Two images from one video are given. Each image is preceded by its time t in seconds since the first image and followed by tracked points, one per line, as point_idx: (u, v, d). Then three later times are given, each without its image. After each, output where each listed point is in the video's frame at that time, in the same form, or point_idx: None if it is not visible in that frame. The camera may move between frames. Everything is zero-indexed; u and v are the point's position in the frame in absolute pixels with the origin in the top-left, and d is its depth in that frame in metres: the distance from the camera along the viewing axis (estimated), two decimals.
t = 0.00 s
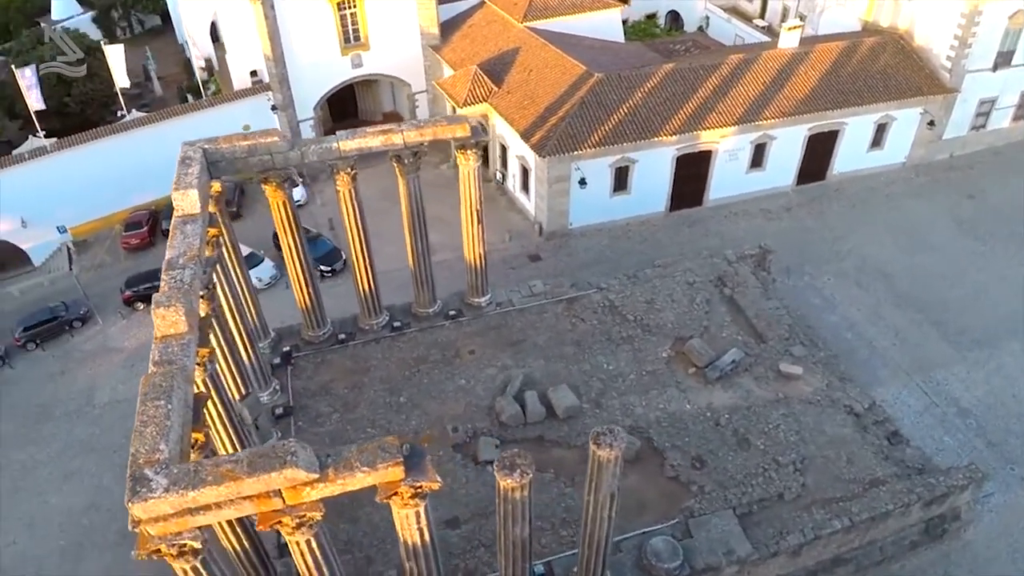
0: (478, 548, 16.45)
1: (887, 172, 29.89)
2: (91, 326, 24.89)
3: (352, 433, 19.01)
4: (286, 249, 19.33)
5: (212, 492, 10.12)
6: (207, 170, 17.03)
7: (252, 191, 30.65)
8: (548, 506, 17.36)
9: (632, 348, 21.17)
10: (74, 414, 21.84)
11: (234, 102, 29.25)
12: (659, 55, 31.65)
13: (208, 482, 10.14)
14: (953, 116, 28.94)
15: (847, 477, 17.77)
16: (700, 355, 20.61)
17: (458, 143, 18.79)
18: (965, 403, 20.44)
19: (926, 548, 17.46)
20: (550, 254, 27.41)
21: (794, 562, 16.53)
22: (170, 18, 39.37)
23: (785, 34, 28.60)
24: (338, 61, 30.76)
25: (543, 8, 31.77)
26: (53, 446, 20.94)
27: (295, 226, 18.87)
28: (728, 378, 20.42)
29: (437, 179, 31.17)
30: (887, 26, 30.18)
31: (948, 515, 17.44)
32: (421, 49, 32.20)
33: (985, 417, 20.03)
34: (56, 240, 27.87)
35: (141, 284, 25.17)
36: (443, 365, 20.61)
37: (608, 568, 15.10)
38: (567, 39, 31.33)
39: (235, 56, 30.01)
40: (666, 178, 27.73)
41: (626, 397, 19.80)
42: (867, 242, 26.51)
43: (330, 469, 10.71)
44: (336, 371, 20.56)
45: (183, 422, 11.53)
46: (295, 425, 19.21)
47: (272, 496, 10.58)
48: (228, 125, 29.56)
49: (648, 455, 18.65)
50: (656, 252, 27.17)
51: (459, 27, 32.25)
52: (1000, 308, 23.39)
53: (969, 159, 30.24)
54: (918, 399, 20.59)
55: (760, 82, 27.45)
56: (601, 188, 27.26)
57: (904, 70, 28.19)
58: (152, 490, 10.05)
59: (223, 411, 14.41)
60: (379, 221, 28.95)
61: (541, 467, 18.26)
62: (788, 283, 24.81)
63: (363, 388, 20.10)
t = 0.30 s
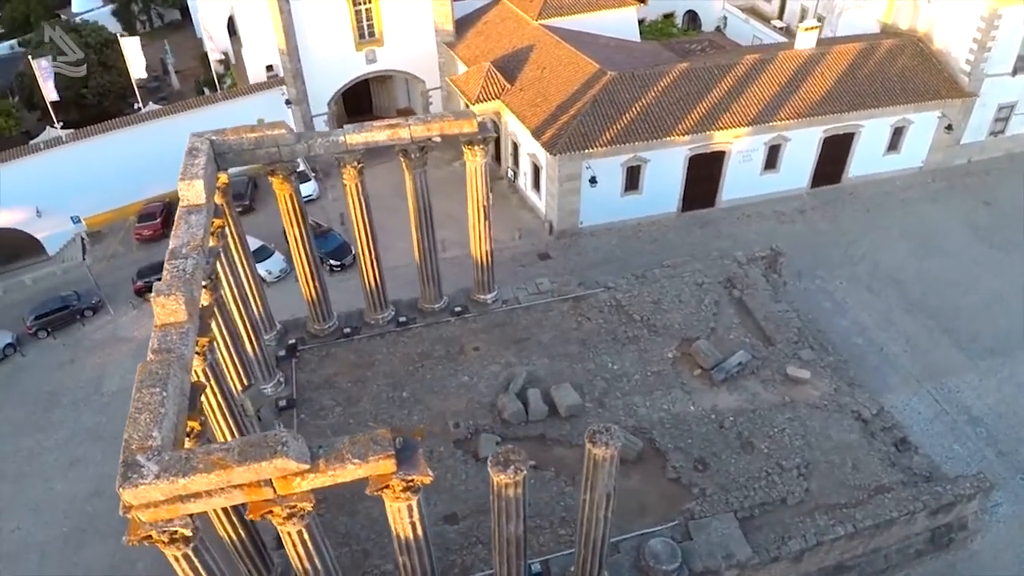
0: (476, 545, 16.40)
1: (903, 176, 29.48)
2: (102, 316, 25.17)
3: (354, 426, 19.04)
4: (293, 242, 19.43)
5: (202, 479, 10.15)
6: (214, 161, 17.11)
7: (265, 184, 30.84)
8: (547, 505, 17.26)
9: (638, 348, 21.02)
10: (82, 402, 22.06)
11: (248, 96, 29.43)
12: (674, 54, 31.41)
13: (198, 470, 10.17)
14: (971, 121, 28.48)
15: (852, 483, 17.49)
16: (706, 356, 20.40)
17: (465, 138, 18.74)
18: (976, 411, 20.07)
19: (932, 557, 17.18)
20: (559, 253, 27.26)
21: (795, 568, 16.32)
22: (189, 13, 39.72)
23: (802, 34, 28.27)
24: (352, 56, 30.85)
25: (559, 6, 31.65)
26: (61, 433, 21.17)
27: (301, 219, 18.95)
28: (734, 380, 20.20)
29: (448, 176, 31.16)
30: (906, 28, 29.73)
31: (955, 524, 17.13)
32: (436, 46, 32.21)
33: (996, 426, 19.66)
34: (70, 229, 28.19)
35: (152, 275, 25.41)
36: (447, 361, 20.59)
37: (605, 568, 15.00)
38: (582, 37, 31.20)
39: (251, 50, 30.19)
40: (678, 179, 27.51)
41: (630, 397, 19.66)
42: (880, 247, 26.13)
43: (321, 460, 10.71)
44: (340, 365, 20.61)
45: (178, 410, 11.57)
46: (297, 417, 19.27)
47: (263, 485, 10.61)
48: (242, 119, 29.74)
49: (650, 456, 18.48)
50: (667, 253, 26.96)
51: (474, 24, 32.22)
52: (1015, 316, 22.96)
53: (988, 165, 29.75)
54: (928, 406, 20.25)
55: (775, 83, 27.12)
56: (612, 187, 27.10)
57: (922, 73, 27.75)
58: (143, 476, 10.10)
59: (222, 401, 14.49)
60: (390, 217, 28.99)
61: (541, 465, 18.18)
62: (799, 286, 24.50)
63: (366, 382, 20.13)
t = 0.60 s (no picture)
0: (474, 541, 16.33)
1: (923, 180, 28.98)
2: (116, 304, 25.45)
3: (358, 419, 19.05)
4: (301, 233, 19.51)
5: (193, 465, 10.16)
6: (224, 151, 17.19)
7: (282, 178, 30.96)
8: (548, 504, 17.12)
9: (645, 348, 20.83)
10: (92, 388, 22.31)
11: (267, 90, 29.69)
12: (692, 54, 31.13)
13: (190, 455, 10.19)
14: (993, 126, 27.91)
15: (860, 490, 17.15)
16: (714, 358, 20.15)
17: (475, 133, 18.67)
18: (990, 421, 19.63)
19: (939, 568, 16.82)
20: (571, 252, 27.07)
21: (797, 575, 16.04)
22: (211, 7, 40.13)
23: (823, 35, 27.87)
24: (369, 51, 30.92)
25: (577, 4, 31.52)
26: (70, 419, 21.41)
27: (309, 211, 19.03)
28: (742, 382, 19.94)
29: (463, 173, 31.13)
30: (929, 31, 29.22)
31: (964, 534, 16.75)
32: (453, 43, 32.21)
33: (1010, 437, 19.21)
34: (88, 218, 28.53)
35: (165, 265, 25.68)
36: (453, 356, 20.54)
37: (602, 568, 14.86)
38: (600, 35, 31.01)
39: (270, 44, 30.40)
40: (693, 179, 27.21)
41: (636, 397, 19.48)
42: (898, 252, 25.67)
43: (312, 450, 10.68)
44: (346, 357, 20.64)
45: (174, 395, 11.62)
46: (302, 408, 19.31)
47: (253, 473, 10.61)
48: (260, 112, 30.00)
49: (654, 457, 18.26)
50: (680, 253, 26.70)
51: (492, 21, 32.16)
52: None
53: (1010, 171, 29.15)
54: (941, 415, 19.83)
55: (793, 84, 26.76)
56: (625, 186, 26.88)
57: (944, 77, 27.24)
58: (135, 460, 10.13)
59: (222, 389, 14.59)
60: (403, 212, 29.04)
61: (543, 463, 18.06)
62: (812, 290, 24.13)
63: (371, 375, 20.15)
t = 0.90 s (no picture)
0: (474, 538, 16.24)
1: (944, 186, 28.49)
2: (130, 293, 25.73)
3: (363, 412, 19.06)
4: (311, 225, 19.56)
5: (188, 451, 10.18)
6: (235, 142, 17.27)
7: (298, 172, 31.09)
8: (550, 502, 16.97)
9: (654, 349, 20.64)
10: (104, 376, 22.53)
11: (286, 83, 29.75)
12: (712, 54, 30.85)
13: (184, 441, 10.21)
14: (1017, 132, 27.32)
15: (868, 498, 16.82)
16: (723, 360, 19.90)
17: (486, 128, 18.58)
18: (1005, 432, 19.18)
19: None
20: (584, 251, 26.88)
21: None
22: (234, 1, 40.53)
23: (844, 37, 27.46)
24: (388, 47, 30.98)
25: (597, 2, 31.36)
26: (81, 405, 21.63)
27: (320, 203, 19.08)
28: (752, 386, 19.68)
29: (478, 170, 31.08)
30: (952, 35, 28.65)
31: (973, 546, 16.37)
32: (472, 40, 32.20)
33: None
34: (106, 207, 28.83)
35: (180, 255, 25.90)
36: (460, 352, 20.48)
37: (601, 568, 14.71)
38: (619, 34, 30.81)
39: (290, 38, 30.57)
40: (709, 180, 26.92)
41: (643, 398, 19.29)
42: (917, 258, 25.20)
43: (307, 439, 10.66)
44: (354, 350, 20.66)
45: (174, 381, 11.66)
46: (308, 400, 19.35)
47: (248, 460, 10.62)
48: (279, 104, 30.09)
49: (659, 459, 18.06)
50: (694, 254, 26.43)
51: (510, 19, 32.08)
52: None
53: None
54: (955, 424, 19.40)
55: (813, 86, 26.36)
56: (640, 186, 26.65)
57: (966, 81, 26.70)
58: (130, 444, 10.17)
59: (225, 377, 14.67)
60: (417, 208, 29.06)
61: (547, 461, 17.92)
62: (827, 294, 23.76)
63: (378, 369, 20.14)
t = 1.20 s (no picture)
0: (476, 533, 16.13)
1: (975, 197, 27.78)
2: (152, 278, 26.11)
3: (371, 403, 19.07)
4: (327, 215, 19.65)
5: (183, 431, 10.23)
6: (253, 130, 17.38)
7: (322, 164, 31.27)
8: (554, 501, 16.80)
9: (668, 350, 20.38)
10: (123, 358, 22.86)
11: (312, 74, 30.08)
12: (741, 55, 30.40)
13: (180, 421, 10.26)
14: None
15: (881, 511, 16.37)
16: (738, 365, 19.56)
17: (503, 123, 18.48)
18: None
19: None
20: (603, 250, 26.62)
21: None
22: None
23: (876, 40, 26.89)
24: (414, 42, 31.03)
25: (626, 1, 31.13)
26: (99, 386, 21.97)
27: (336, 193, 19.17)
28: (766, 392, 19.31)
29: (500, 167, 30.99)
30: (987, 42, 27.82)
31: (988, 564, 15.87)
32: (499, 37, 32.17)
33: None
34: (132, 193, 29.29)
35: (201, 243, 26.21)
36: (472, 347, 20.41)
37: (601, 569, 14.51)
38: (647, 33, 30.51)
39: (319, 32, 31.03)
40: (732, 183, 26.50)
41: (654, 400, 19.03)
42: (944, 268, 24.55)
43: (302, 425, 10.65)
44: (366, 341, 20.70)
45: (176, 362, 11.74)
46: (318, 388, 19.42)
47: (243, 444, 10.64)
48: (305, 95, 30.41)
49: (667, 462, 17.78)
50: (714, 257, 26.05)
51: (538, 17, 31.94)
52: None
53: None
54: (976, 439, 18.84)
55: (842, 89, 25.80)
56: (662, 187, 26.32)
57: (1002, 89, 25.84)
58: (128, 422, 10.25)
59: (232, 360, 14.78)
60: (438, 203, 29.08)
61: (553, 459, 17.75)
62: (849, 302, 23.25)
63: (389, 361, 20.15)
